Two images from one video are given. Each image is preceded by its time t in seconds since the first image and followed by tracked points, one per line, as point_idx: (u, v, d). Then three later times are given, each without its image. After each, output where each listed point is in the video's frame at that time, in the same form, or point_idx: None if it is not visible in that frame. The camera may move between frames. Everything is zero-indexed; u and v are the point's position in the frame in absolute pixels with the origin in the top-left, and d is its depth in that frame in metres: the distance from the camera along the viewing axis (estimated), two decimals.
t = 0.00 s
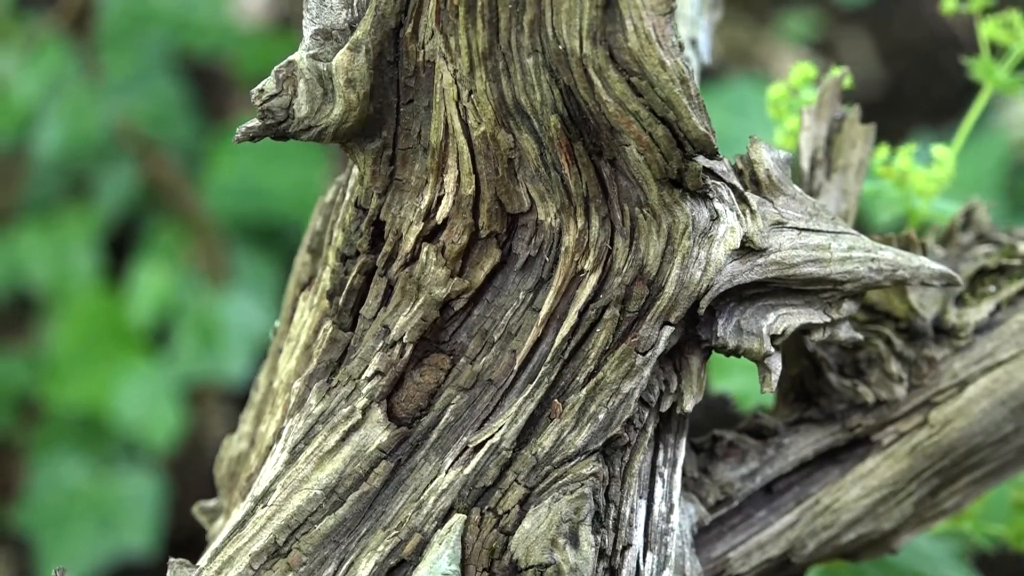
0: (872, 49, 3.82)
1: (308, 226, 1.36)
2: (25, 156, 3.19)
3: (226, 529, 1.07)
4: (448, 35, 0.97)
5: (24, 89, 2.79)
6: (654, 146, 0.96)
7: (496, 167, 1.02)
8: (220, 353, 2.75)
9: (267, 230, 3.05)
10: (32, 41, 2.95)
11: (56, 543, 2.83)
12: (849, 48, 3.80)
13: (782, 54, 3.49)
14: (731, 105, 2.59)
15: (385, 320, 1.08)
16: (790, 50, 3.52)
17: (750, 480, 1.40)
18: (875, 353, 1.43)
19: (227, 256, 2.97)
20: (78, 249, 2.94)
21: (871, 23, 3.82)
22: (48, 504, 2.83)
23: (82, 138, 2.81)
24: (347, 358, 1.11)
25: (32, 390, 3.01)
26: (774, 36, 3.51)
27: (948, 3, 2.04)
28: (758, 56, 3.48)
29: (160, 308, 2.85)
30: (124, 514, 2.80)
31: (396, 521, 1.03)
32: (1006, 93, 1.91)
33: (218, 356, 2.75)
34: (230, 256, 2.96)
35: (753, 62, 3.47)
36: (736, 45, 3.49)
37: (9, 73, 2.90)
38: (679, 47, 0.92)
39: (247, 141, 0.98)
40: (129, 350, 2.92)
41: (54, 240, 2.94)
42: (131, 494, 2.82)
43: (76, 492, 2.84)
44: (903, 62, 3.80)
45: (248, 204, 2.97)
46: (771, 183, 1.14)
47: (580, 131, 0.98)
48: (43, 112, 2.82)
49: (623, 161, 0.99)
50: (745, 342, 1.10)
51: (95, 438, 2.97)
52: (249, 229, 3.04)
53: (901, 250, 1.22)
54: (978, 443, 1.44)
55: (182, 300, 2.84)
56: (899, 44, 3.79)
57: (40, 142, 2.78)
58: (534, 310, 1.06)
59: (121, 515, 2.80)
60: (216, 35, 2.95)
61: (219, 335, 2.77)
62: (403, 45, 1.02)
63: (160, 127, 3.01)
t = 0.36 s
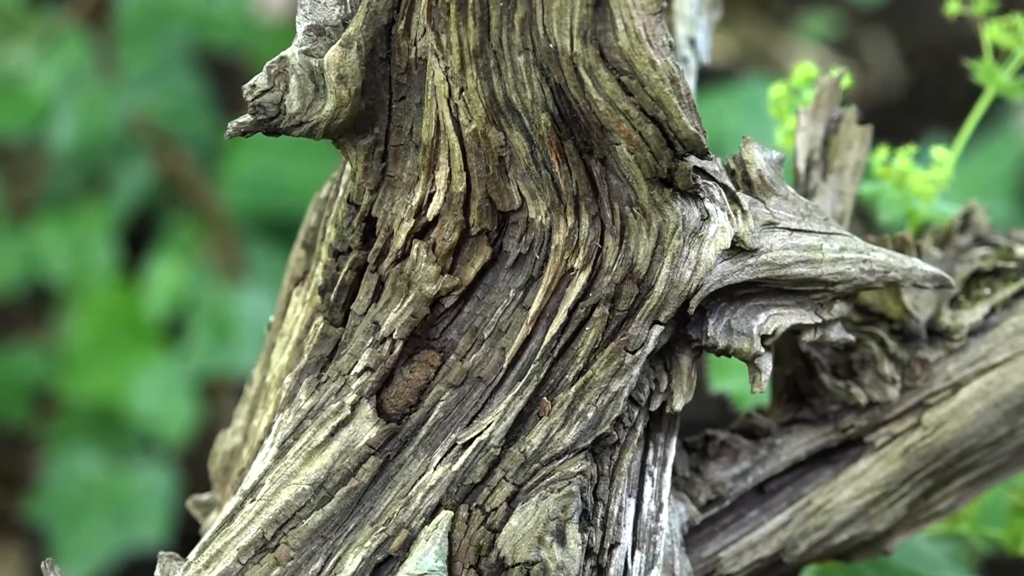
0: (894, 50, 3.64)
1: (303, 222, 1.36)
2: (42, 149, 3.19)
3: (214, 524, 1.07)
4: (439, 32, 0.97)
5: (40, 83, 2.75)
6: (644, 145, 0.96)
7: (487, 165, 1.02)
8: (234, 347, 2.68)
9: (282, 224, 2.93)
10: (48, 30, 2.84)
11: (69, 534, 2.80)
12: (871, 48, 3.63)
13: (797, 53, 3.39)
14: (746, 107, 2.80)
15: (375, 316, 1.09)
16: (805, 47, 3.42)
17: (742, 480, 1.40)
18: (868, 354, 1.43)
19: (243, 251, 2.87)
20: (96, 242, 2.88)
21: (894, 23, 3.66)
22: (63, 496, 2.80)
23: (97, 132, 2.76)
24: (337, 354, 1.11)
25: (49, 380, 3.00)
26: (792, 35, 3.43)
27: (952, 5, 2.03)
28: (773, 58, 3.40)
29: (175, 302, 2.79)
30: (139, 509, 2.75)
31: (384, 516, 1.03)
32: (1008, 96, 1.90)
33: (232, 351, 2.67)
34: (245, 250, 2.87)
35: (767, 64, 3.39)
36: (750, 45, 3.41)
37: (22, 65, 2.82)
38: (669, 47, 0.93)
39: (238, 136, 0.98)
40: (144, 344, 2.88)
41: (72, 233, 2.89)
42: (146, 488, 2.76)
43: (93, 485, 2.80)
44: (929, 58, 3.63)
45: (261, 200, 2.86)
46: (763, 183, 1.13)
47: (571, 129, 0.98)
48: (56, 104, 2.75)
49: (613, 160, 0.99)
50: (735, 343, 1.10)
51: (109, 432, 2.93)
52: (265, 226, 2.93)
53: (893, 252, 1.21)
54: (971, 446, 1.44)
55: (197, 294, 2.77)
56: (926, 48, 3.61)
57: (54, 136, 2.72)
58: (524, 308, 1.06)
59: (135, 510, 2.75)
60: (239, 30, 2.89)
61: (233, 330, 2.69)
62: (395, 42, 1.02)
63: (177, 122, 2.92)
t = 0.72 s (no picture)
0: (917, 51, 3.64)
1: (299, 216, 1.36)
2: (61, 144, 3.20)
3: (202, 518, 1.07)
4: (431, 28, 0.97)
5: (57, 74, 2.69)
6: (635, 144, 0.96)
7: (478, 162, 1.02)
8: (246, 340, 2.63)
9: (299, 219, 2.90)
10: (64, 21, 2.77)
11: (87, 529, 2.69)
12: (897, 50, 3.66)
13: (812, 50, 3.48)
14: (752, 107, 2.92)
15: (366, 311, 1.09)
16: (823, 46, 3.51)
17: (734, 479, 1.41)
18: (861, 355, 1.43)
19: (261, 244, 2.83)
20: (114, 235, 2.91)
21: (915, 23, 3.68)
22: (80, 485, 2.76)
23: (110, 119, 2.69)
24: (328, 348, 1.12)
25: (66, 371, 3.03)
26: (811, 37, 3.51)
27: (953, 6, 2.03)
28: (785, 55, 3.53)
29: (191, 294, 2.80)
30: (155, 500, 2.67)
31: (372, 511, 1.03)
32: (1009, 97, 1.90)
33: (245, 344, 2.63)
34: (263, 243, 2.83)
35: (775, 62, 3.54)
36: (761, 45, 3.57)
37: (43, 57, 2.87)
38: (659, 46, 0.93)
39: (231, 131, 0.98)
40: (162, 336, 2.86)
41: (93, 225, 2.93)
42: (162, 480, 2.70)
43: (110, 477, 2.75)
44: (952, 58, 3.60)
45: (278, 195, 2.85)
46: (756, 182, 1.13)
47: (562, 127, 0.98)
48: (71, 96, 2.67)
49: (604, 158, 1.00)
50: (725, 341, 1.09)
51: (125, 424, 2.92)
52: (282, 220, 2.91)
53: (886, 253, 1.21)
54: (965, 448, 1.44)
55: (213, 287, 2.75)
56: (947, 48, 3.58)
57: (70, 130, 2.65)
58: (514, 305, 1.06)
59: (151, 501, 2.67)
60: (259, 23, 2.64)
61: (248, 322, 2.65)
62: (388, 38, 1.02)
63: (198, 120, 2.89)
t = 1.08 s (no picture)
0: (939, 51, 3.62)
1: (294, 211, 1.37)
2: (77, 136, 3.17)
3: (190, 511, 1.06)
4: (423, 24, 0.97)
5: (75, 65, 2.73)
6: (624, 142, 0.97)
7: (469, 157, 1.02)
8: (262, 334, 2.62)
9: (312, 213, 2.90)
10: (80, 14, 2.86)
11: (96, 520, 2.73)
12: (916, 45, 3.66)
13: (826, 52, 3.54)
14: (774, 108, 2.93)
15: (356, 306, 1.09)
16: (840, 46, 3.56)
17: (725, 478, 1.41)
18: (854, 355, 1.43)
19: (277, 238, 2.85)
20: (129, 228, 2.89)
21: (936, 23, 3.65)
22: (89, 478, 2.77)
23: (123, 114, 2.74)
24: (319, 342, 1.12)
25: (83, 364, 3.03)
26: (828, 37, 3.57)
27: (955, 6, 2.02)
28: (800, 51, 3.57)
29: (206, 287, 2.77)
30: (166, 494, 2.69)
31: (360, 506, 1.03)
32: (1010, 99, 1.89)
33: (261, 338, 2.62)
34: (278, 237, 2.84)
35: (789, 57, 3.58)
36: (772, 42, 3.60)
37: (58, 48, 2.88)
38: (650, 44, 0.93)
39: (223, 125, 0.98)
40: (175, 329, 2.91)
41: (111, 217, 2.88)
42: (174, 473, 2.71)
43: (123, 471, 2.74)
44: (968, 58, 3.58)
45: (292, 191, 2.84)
46: (747, 181, 1.14)
47: (552, 124, 0.99)
48: (86, 89, 2.66)
49: (595, 155, 1.00)
50: (715, 340, 1.10)
51: (141, 417, 2.91)
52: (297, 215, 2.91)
53: (878, 253, 1.21)
54: (957, 449, 1.44)
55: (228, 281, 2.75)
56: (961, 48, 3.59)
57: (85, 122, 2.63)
58: (504, 301, 1.06)
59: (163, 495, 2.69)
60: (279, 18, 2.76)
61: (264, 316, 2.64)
62: (381, 33, 1.02)
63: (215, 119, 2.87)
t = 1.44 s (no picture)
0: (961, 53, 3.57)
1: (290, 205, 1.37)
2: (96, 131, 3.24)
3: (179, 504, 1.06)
4: (415, 20, 0.97)
5: (95, 57, 2.77)
6: (615, 139, 0.98)
7: (461, 153, 1.03)
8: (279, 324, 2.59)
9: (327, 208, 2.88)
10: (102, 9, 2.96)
11: (112, 512, 2.67)
12: (939, 47, 3.61)
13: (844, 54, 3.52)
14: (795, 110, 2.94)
15: (347, 301, 1.10)
16: (858, 46, 3.53)
17: (717, 476, 1.41)
18: (847, 355, 1.43)
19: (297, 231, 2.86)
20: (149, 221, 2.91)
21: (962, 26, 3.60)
22: (101, 472, 2.72)
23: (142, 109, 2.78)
24: (311, 336, 1.12)
25: (100, 358, 3.00)
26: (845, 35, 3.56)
27: (959, 8, 2.01)
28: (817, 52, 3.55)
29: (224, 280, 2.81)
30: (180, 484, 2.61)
31: (348, 500, 1.03)
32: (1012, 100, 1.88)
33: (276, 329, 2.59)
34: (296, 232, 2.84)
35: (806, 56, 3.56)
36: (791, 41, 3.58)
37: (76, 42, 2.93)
38: (640, 42, 0.95)
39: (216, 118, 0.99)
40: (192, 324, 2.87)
41: (129, 209, 2.92)
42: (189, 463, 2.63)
43: (138, 461, 2.69)
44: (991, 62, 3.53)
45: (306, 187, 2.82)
46: (739, 181, 1.13)
47: (544, 120, 1.00)
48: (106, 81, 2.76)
49: (586, 152, 1.00)
50: (705, 338, 1.10)
51: (156, 409, 2.87)
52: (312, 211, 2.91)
53: (871, 253, 1.21)
54: (950, 450, 1.44)
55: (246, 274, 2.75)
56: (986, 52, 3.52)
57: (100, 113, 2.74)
58: (495, 298, 1.06)
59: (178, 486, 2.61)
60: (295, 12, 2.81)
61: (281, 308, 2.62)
62: (373, 28, 1.02)
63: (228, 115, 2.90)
